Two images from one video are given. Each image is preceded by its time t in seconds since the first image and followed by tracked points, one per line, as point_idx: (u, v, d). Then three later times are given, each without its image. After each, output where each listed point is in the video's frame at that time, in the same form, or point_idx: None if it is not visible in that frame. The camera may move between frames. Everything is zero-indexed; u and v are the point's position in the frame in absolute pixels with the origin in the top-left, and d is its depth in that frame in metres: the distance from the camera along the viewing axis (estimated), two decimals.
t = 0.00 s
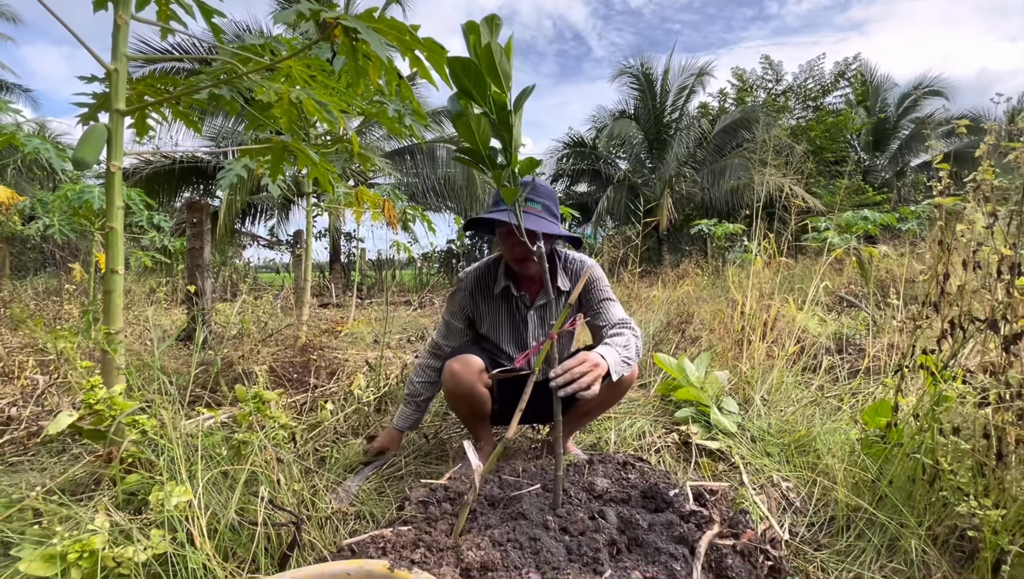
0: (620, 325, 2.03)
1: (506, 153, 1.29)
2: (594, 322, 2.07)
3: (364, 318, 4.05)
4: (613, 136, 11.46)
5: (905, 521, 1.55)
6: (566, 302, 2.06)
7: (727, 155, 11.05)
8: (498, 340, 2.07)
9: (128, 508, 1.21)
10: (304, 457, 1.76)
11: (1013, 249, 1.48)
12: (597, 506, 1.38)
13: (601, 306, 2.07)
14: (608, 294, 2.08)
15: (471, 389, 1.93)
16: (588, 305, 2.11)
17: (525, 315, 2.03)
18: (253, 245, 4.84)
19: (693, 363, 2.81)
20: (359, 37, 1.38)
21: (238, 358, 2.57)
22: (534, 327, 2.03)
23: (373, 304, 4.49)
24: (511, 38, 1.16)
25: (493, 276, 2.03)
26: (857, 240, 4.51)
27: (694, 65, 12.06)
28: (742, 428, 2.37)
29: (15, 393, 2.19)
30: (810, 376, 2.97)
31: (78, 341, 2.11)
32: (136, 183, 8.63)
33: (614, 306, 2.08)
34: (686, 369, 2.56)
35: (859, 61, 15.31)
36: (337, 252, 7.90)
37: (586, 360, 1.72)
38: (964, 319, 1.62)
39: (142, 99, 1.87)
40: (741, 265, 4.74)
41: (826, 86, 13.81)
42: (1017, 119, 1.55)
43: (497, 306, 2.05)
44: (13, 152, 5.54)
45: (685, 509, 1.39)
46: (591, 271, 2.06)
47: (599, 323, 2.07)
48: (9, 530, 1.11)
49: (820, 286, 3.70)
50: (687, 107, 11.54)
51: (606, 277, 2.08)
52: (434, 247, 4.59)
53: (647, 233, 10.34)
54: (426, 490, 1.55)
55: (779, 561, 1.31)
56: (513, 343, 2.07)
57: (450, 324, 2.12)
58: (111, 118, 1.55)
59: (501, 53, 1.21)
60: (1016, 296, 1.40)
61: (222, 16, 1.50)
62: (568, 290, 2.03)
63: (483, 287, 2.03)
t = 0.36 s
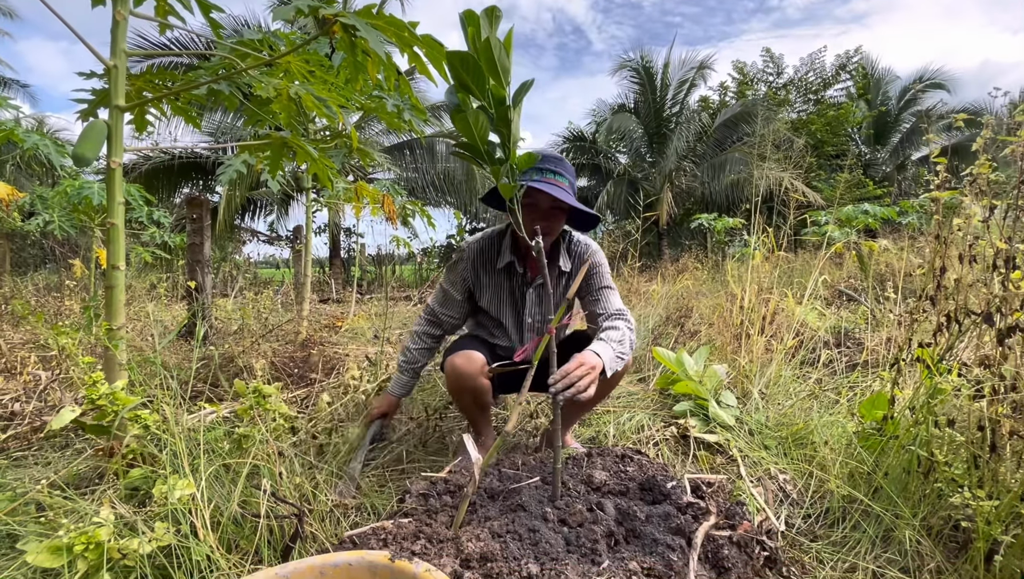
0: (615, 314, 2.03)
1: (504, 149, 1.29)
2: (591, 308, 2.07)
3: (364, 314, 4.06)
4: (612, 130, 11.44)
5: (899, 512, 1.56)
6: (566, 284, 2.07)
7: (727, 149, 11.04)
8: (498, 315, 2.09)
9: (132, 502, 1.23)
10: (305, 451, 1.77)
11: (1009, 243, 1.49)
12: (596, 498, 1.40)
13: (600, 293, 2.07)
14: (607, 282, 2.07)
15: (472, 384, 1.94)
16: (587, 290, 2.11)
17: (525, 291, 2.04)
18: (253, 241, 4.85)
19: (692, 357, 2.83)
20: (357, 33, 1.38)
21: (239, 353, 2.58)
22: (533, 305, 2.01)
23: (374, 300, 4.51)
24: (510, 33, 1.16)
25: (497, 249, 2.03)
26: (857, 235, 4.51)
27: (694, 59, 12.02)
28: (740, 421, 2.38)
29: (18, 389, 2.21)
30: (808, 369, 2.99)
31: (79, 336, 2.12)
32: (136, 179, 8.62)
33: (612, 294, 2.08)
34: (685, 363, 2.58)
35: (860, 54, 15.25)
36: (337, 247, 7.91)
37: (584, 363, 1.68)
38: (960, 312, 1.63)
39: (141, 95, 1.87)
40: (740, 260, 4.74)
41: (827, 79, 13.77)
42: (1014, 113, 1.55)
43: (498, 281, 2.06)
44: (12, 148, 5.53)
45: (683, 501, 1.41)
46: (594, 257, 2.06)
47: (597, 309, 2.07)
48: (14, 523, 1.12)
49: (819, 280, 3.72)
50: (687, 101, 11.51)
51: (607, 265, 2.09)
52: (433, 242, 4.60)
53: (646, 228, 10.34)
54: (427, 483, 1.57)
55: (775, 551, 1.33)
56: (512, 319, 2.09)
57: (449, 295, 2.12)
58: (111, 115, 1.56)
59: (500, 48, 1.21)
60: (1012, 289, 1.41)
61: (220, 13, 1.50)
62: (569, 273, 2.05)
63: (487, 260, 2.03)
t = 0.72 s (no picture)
0: (597, 252, 2.04)
1: (503, 142, 1.29)
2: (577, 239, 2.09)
3: (363, 308, 4.06)
4: (611, 124, 11.41)
5: (895, 504, 1.57)
6: (560, 207, 2.06)
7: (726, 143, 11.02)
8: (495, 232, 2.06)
9: (131, 495, 1.23)
10: (304, 444, 1.78)
11: (1007, 236, 1.49)
12: (593, 490, 1.41)
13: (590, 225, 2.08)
14: (600, 217, 2.08)
15: (465, 353, 1.92)
16: (579, 219, 2.11)
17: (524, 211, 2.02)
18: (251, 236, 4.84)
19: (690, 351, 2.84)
20: (354, 25, 1.37)
21: (237, 347, 2.58)
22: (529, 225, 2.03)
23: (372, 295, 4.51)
24: (507, 25, 1.15)
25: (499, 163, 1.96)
26: (856, 229, 4.51)
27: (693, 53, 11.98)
28: (738, 414, 2.39)
29: (16, 384, 2.21)
30: (806, 363, 3.00)
31: (77, 331, 2.12)
32: (133, 174, 8.59)
33: (602, 230, 2.08)
34: (683, 357, 2.59)
35: (860, 47, 15.19)
36: (336, 242, 7.90)
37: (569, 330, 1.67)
38: (957, 306, 1.64)
39: (137, 89, 1.86)
40: (739, 254, 4.75)
41: (827, 73, 13.73)
42: (1012, 106, 1.55)
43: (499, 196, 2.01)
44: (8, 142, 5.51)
45: (680, 493, 1.42)
46: (593, 186, 2.06)
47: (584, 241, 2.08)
48: (14, 515, 1.13)
49: (818, 274, 3.72)
50: (686, 94, 11.47)
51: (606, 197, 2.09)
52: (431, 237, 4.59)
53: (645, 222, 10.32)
54: (425, 476, 1.57)
55: (771, 543, 1.34)
56: (506, 238, 2.08)
57: (444, 207, 2.03)
58: (106, 108, 1.55)
59: (497, 41, 1.20)
60: (1008, 283, 1.42)
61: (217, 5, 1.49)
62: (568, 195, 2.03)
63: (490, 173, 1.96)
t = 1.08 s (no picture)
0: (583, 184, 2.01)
1: (499, 133, 1.28)
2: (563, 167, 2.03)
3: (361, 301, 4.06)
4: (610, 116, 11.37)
5: (889, 494, 1.59)
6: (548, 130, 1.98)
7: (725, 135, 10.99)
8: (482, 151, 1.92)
9: (131, 485, 1.24)
10: (303, 436, 1.79)
11: (1005, 227, 1.50)
12: (591, 481, 1.42)
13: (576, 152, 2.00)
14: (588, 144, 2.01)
15: (464, 331, 1.92)
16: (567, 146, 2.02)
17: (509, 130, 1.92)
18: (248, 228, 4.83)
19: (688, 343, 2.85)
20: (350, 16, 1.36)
21: (236, 340, 2.58)
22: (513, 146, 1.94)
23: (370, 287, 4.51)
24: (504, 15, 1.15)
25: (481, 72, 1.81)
26: (855, 221, 4.51)
27: (693, 44, 11.91)
28: (735, 406, 2.41)
29: (14, 376, 2.21)
30: (804, 355, 3.01)
31: (74, 323, 2.12)
32: (130, 166, 8.55)
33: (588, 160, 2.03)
34: (681, 349, 2.60)
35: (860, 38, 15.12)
36: (333, 235, 7.88)
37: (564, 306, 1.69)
38: (954, 297, 1.64)
39: (132, 80, 1.85)
40: (737, 246, 4.75)
41: (827, 65, 13.68)
42: (1012, 97, 1.55)
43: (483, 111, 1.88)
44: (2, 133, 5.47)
45: (677, 483, 1.43)
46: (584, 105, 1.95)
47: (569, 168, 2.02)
48: (14, 506, 1.13)
49: (815, 266, 3.73)
50: (685, 86, 11.42)
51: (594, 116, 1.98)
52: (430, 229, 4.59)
53: (643, 214, 10.31)
54: (424, 467, 1.58)
55: (767, 532, 1.35)
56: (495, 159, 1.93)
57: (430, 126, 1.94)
58: (100, 99, 1.54)
59: (494, 32, 1.19)
60: (1004, 275, 1.42)
61: None
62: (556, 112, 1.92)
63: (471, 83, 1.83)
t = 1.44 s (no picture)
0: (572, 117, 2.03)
1: (498, 123, 1.28)
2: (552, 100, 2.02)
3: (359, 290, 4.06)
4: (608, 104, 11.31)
5: (883, 482, 1.61)
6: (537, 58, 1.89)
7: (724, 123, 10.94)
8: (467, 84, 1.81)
9: (133, 474, 1.24)
10: (303, 425, 1.80)
11: (1002, 218, 1.50)
12: (589, 469, 1.43)
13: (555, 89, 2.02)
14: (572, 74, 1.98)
15: (468, 319, 1.94)
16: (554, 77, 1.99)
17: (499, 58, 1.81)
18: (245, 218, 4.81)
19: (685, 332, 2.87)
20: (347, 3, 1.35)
21: (234, 329, 2.58)
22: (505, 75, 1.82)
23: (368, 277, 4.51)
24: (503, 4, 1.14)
25: None
26: (853, 211, 4.51)
27: (692, 31, 11.81)
28: (732, 395, 2.43)
29: (13, 366, 2.21)
30: (800, 344, 3.03)
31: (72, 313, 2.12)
32: (124, 153, 8.49)
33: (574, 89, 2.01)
34: (678, 339, 2.61)
35: (860, 25, 15.01)
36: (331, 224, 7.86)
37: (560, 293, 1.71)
38: (951, 288, 1.65)
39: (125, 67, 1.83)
40: (735, 236, 4.76)
41: (827, 52, 13.59)
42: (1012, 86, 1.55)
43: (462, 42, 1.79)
44: None
45: (674, 471, 1.45)
46: (563, 34, 1.92)
47: (553, 105, 2.03)
48: (16, 496, 1.14)
49: (812, 256, 3.74)
50: (684, 73, 11.35)
51: (571, 46, 1.97)
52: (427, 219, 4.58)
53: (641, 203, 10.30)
54: (424, 456, 1.60)
55: (762, 520, 1.37)
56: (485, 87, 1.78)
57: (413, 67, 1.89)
58: (94, 86, 1.53)
59: (494, 19, 1.18)
60: (1001, 265, 1.43)
61: None
62: (541, 45, 1.86)
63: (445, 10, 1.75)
